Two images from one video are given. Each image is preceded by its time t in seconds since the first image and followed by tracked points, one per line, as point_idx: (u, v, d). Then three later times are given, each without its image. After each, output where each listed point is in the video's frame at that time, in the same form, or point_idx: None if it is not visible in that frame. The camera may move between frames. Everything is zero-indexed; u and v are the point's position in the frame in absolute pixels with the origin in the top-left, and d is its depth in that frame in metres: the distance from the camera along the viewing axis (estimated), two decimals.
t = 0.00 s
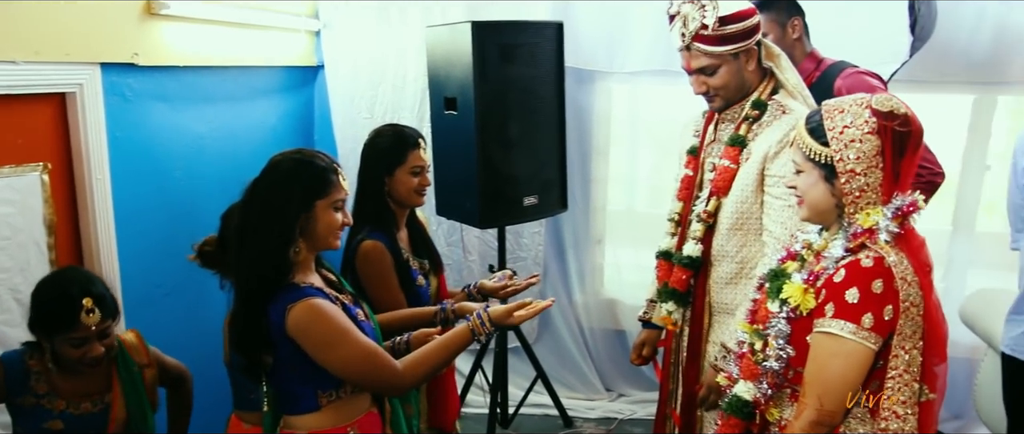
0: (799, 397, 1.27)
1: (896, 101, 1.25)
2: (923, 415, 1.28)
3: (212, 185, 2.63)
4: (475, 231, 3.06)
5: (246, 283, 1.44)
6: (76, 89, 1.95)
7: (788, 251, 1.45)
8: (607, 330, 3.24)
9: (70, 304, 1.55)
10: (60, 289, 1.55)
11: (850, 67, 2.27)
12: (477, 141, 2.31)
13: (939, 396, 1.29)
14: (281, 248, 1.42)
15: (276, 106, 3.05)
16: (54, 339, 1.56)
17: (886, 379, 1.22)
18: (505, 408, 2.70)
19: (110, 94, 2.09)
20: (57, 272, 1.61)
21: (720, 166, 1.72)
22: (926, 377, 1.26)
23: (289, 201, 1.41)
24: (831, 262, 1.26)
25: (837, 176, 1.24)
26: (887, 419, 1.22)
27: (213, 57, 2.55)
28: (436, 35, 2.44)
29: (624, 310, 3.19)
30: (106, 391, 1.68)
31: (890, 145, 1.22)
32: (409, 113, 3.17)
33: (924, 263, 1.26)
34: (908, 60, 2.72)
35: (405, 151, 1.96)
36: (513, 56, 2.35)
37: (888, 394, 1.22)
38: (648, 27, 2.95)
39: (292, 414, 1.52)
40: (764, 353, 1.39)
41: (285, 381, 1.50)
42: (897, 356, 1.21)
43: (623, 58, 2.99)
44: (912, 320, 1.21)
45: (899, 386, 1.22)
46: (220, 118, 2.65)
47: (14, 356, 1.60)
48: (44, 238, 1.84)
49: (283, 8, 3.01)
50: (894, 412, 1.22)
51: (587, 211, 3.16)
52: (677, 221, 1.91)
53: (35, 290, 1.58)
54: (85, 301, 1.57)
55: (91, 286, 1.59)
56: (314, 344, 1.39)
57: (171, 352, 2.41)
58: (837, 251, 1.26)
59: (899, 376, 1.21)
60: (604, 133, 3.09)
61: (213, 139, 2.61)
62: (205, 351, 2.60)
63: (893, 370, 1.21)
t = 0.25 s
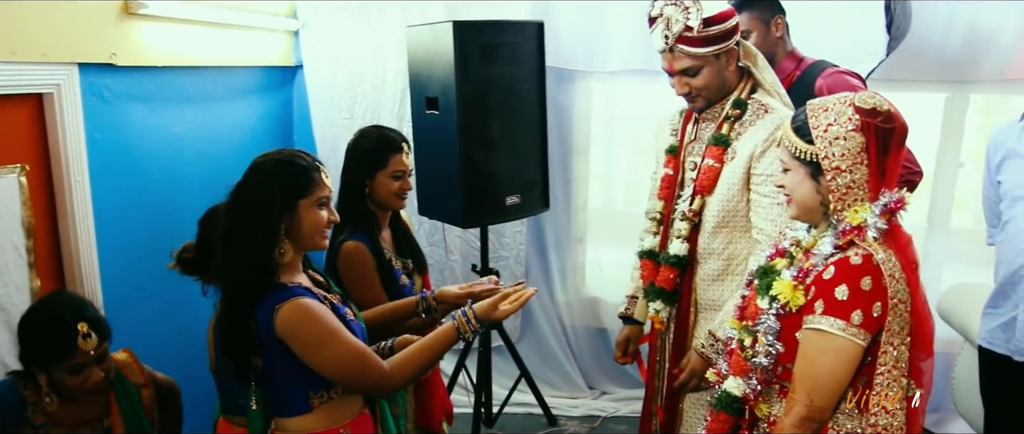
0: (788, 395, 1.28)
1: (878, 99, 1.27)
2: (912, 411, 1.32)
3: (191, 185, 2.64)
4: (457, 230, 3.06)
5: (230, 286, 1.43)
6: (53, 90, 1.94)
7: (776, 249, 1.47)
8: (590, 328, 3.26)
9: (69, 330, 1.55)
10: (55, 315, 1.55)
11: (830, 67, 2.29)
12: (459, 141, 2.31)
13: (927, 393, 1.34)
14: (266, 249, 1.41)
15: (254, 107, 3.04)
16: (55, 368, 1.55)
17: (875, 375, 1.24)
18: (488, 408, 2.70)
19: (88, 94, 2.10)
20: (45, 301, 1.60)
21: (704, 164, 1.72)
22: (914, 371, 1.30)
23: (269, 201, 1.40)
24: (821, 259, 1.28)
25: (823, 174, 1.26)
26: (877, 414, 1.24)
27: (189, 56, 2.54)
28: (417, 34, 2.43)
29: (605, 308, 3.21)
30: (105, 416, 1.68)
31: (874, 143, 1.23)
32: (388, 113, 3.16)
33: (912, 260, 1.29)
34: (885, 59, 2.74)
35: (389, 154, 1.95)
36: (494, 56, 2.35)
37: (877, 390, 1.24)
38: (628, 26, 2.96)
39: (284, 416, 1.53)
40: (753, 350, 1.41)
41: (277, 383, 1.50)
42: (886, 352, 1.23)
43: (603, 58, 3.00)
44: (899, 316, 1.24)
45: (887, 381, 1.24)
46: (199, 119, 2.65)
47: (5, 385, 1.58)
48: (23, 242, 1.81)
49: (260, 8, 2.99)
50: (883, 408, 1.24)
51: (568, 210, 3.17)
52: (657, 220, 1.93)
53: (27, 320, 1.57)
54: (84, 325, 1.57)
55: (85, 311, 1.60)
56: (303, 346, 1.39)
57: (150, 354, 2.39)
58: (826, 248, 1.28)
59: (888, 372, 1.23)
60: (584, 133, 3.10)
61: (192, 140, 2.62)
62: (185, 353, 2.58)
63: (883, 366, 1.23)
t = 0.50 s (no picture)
0: (787, 395, 1.29)
1: (875, 98, 1.27)
2: (911, 411, 1.33)
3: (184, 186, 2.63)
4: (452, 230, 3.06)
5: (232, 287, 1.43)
6: (45, 90, 1.95)
7: (777, 248, 1.48)
8: (585, 327, 3.26)
9: (71, 350, 1.58)
10: (56, 336, 1.58)
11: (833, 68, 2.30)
12: (454, 140, 2.31)
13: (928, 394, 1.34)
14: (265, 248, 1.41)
15: (247, 106, 3.03)
16: (58, 388, 1.58)
17: (875, 375, 1.25)
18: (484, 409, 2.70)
19: (81, 94, 2.11)
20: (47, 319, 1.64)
21: (701, 164, 1.73)
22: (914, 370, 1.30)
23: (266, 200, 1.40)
24: (820, 258, 1.29)
25: (820, 173, 1.26)
26: (878, 414, 1.25)
27: (182, 55, 2.55)
28: (411, 34, 2.43)
29: (600, 307, 3.22)
30: None
31: (870, 141, 1.24)
32: (382, 113, 3.14)
33: (912, 258, 1.30)
34: (878, 57, 2.74)
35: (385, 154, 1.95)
36: (488, 56, 2.35)
37: (877, 389, 1.24)
38: (621, 26, 2.95)
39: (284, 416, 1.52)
40: (754, 349, 1.42)
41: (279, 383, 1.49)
42: (886, 351, 1.23)
43: (596, 57, 3.00)
44: (899, 315, 1.24)
45: (887, 381, 1.25)
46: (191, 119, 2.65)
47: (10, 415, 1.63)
48: (17, 243, 1.80)
49: (252, 8, 2.98)
50: (883, 407, 1.25)
51: (562, 209, 3.17)
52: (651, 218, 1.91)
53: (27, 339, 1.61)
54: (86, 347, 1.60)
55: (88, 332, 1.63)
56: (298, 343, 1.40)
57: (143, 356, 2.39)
58: (825, 248, 1.29)
59: (888, 371, 1.24)
60: (577, 132, 3.10)
61: (184, 140, 2.62)
62: (177, 353, 2.57)
63: (883, 365, 1.24)
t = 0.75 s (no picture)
0: (789, 395, 1.29)
1: (877, 97, 1.28)
2: (912, 411, 1.31)
3: (183, 186, 2.63)
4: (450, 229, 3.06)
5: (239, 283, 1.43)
6: (43, 90, 1.95)
7: (779, 247, 1.48)
8: (584, 327, 3.26)
9: (85, 296, 1.28)
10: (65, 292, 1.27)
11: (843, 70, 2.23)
12: (453, 139, 2.31)
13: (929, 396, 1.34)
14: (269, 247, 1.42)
15: (246, 106, 3.03)
16: (70, 341, 1.27)
17: (876, 375, 1.25)
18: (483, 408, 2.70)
19: (80, 94, 2.11)
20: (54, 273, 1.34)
21: (702, 161, 1.72)
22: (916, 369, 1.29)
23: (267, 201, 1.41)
24: (821, 258, 1.30)
25: (821, 172, 1.26)
26: (878, 414, 1.25)
27: (181, 54, 2.55)
28: (410, 34, 2.43)
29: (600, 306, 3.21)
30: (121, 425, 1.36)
31: (872, 141, 1.24)
32: (381, 112, 3.14)
33: (913, 258, 1.29)
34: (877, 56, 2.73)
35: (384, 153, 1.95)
36: (487, 55, 2.35)
37: (878, 389, 1.25)
38: (620, 25, 2.95)
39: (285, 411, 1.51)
40: (755, 350, 1.42)
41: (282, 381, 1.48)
42: (887, 351, 1.24)
43: (594, 56, 2.99)
44: (900, 315, 1.24)
45: (889, 381, 1.25)
46: (190, 119, 2.65)
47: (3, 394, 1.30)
48: (15, 243, 1.80)
49: (250, 7, 2.97)
50: (884, 408, 1.25)
51: (561, 208, 3.17)
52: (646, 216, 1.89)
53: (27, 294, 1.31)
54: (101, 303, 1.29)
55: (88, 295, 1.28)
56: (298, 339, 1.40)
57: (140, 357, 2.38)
58: (826, 248, 1.29)
59: (889, 371, 1.24)
60: (576, 131, 3.10)
61: (183, 140, 2.62)
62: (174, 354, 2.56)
63: (884, 365, 1.24)
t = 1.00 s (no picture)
0: (788, 394, 1.29)
1: (877, 97, 1.28)
2: (911, 411, 1.32)
3: (181, 185, 2.64)
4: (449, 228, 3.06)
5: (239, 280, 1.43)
6: (41, 88, 1.96)
7: (779, 246, 1.49)
8: (582, 325, 3.26)
9: (115, 236, 1.25)
10: (94, 229, 1.25)
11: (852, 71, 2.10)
12: (451, 138, 2.31)
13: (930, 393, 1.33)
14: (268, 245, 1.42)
15: (244, 105, 3.03)
16: (103, 278, 1.25)
17: (875, 374, 1.25)
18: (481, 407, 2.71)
19: (78, 93, 2.12)
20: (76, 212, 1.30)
21: (703, 158, 1.71)
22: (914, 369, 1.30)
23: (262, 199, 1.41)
24: (819, 258, 1.29)
25: (820, 172, 1.26)
26: (877, 414, 1.25)
27: (179, 53, 2.56)
28: (408, 33, 2.43)
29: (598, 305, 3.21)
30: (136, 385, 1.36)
31: (871, 140, 1.24)
32: (379, 111, 3.14)
33: (913, 257, 1.30)
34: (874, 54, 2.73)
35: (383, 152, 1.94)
36: (485, 54, 2.35)
37: (877, 389, 1.25)
38: (618, 24, 2.95)
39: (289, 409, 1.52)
40: (755, 349, 1.43)
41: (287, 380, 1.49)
42: (886, 351, 1.24)
43: (593, 55, 2.99)
44: (898, 314, 1.24)
45: (887, 381, 1.25)
46: (188, 118, 2.65)
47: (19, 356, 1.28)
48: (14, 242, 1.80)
49: (248, 6, 2.97)
50: (883, 407, 1.25)
51: (559, 207, 3.17)
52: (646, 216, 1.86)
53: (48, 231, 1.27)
54: (134, 240, 1.28)
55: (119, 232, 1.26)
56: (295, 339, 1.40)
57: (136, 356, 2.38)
58: (824, 247, 1.29)
59: (888, 371, 1.24)
60: (574, 130, 3.10)
61: (181, 139, 2.62)
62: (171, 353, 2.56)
63: (882, 365, 1.24)
